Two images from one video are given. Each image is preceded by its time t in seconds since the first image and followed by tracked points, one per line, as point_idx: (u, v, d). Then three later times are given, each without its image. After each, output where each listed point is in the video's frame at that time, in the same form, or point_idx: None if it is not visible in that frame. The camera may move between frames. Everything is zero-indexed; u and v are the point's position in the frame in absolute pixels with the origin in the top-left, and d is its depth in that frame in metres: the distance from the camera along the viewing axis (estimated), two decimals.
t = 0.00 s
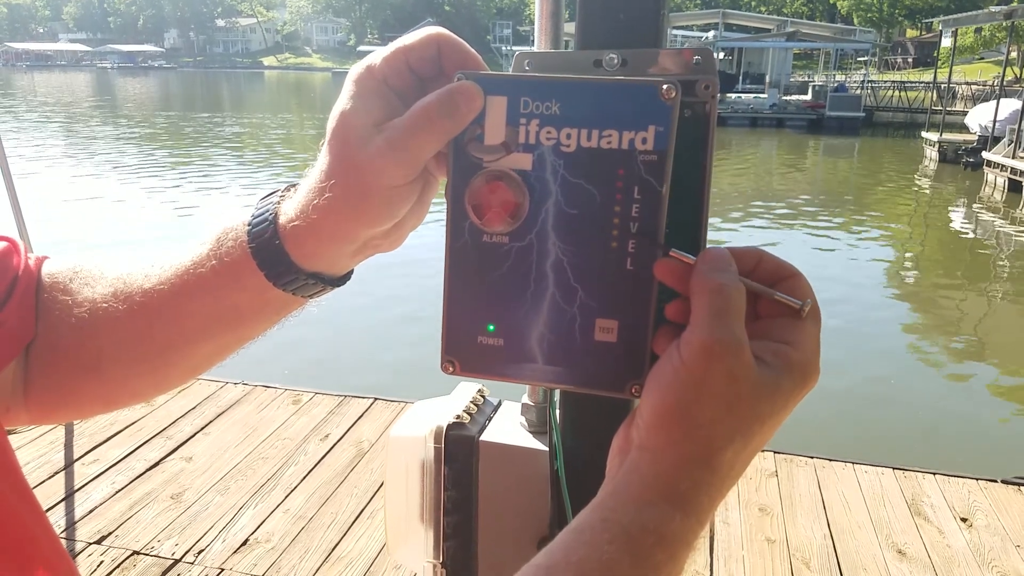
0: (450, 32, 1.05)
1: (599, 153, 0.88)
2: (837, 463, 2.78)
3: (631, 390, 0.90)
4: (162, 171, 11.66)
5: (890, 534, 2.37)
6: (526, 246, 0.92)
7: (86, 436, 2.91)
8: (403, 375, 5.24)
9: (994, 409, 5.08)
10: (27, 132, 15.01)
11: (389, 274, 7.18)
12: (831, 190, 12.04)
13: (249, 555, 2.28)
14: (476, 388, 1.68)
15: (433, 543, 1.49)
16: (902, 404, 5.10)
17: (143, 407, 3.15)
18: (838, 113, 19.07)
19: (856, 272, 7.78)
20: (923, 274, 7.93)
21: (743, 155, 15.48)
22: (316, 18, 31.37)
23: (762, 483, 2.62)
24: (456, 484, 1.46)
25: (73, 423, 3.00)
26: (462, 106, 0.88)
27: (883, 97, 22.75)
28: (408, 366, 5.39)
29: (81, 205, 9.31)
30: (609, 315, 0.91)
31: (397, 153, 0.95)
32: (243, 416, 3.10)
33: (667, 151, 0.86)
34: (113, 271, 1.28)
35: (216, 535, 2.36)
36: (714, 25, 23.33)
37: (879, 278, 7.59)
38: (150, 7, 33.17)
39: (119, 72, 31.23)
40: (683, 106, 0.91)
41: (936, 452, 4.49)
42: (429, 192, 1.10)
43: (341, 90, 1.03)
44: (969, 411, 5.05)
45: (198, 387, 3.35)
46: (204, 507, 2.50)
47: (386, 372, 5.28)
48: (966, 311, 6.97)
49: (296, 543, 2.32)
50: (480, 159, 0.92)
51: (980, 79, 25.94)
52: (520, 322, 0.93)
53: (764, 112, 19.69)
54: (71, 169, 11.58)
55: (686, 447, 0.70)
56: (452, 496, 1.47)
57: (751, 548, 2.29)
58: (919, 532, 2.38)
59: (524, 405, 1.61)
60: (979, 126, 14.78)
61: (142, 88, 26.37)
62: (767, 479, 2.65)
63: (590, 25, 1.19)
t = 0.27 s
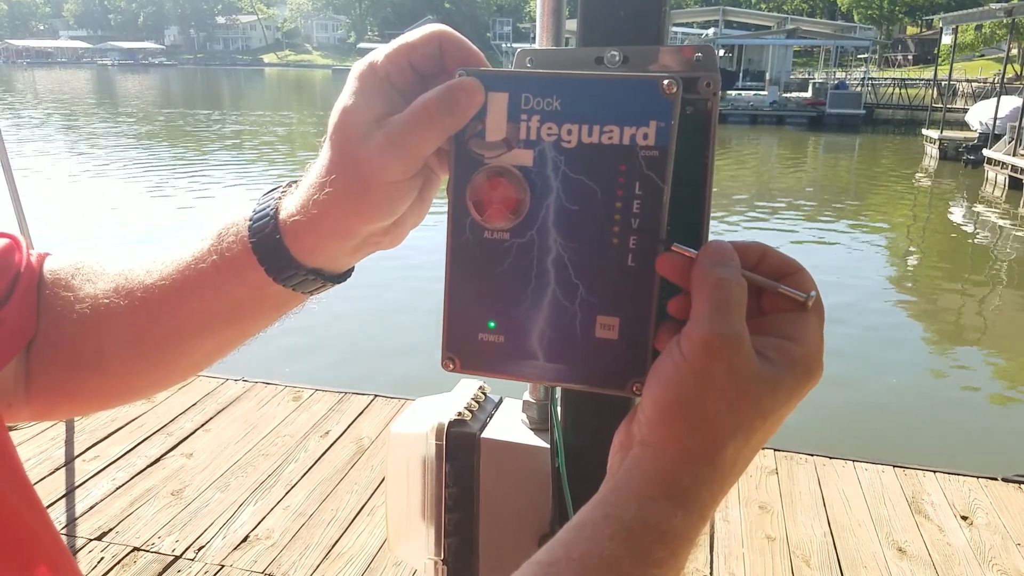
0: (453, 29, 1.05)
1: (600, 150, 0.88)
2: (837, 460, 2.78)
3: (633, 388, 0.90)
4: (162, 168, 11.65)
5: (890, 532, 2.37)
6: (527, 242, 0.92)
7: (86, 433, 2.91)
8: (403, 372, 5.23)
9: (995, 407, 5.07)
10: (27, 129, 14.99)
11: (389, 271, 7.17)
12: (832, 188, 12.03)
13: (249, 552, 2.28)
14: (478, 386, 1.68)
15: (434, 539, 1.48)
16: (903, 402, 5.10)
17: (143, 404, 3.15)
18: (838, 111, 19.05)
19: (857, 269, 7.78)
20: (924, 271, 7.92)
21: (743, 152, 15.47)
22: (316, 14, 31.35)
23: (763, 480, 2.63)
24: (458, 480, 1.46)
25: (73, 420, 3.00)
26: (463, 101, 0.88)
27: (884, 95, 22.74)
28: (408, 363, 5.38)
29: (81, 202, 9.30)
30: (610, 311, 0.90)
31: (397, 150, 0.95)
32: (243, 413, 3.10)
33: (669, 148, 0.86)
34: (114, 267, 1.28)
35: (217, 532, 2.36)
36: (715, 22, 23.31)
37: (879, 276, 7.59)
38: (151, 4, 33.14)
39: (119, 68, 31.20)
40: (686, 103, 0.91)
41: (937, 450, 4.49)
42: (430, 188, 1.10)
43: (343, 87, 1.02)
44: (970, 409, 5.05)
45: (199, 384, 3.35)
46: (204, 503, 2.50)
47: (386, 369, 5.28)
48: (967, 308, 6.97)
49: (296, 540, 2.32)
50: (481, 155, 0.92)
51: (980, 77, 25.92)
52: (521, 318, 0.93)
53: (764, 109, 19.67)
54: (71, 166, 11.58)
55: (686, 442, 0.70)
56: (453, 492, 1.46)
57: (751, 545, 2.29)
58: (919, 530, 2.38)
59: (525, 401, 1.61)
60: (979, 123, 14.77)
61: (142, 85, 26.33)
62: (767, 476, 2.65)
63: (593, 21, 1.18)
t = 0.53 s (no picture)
0: (455, 27, 1.06)
1: (594, 141, 0.88)
2: (838, 459, 2.78)
3: (624, 386, 0.88)
4: (162, 168, 11.64)
5: (892, 531, 2.37)
6: (520, 234, 0.91)
7: (88, 433, 2.91)
8: (403, 371, 5.23)
9: (997, 406, 5.06)
10: (27, 130, 14.99)
11: (390, 270, 7.16)
12: (832, 186, 12.02)
13: (250, 552, 2.27)
14: (479, 386, 1.68)
15: (435, 538, 1.48)
16: (905, 401, 5.10)
17: (144, 404, 3.15)
18: (838, 109, 19.04)
19: (858, 268, 7.77)
20: (925, 270, 7.91)
21: (744, 151, 15.46)
22: (317, 14, 31.35)
23: (764, 479, 2.62)
24: (459, 480, 1.45)
25: (74, 420, 3.00)
26: (459, 93, 0.88)
27: (884, 93, 22.72)
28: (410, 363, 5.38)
29: (81, 202, 9.30)
30: (602, 307, 0.89)
31: (393, 143, 0.95)
32: (244, 413, 3.10)
33: (663, 139, 0.86)
34: (112, 265, 1.28)
35: (218, 532, 2.36)
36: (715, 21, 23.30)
37: (880, 275, 7.58)
38: (151, 5, 33.12)
39: (119, 69, 31.20)
40: (685, 101, 0.91)
41: (938, 448, 4.49)
42: (427, 183, 1.10)
43: (342, 80, 1.03)
44: (971, 407, 5.05)
45: (199, 384, 3.35)
46: (205, 503, 2.50)
47: (387, 368, 5.27)
48: (968, 307, 6.96)
49: (297, 540, 2.32)
50: (476, 148, 0.92)
51: (981, 75, 25.89)
52: (512, 312, 0.92)
53: (765, 108, 19.66)
54: (71, 166, 11.57)
55: (684, 443, 0.70)
56: (454, 492, 1.46)
57: (753, 545, 2.29)
58: (921, 528, 2.38)
59: (526, 401, 1.60)
60: (980, 122, 14.76)
61: (142, 86, 26.31)
62: (769, 475, 2.65)
63: (594, 21, 1.18)
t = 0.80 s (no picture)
0: (458, 26, 1.07)
1: (592, 136, 0.87)
2: (840, 461, 2.78)
3: (618, 385, 0.86)
4: (163, 170, 11.65)
5: (893, 533, 2.36)
6: (517, 230, 0.91)
7: (89, 434, 2.91)
8: (404, 372, 5.23)
9: (998, 407, 5.07)
10: (29, 131, 15.00)
11: (390, 271, 7.17)
12: (833, 188, 12.02)
13: (251, 553, 2.27)
14: (480, 388, 1.68)
15: (436, 541, 1.48)
16: (906, 403, 5.09)
17: (146, 405, 3.16)
18: (839, 111, 19.04)
19: (859, 269, 7.77)
20: (926, 271, 7.91)
21: (745, 153, 15.46)
22: (318, 15, 31.40)
23: (765, 481, 2.62)
24: (460, 483, 1.46)
25: (76, 421, 3.00)
26: (459, 87, 0.88)
27: (884, 95, 22.73)
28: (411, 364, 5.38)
29: (83, 203, 9.30)
30: (597, 305, 0.88)
31: (393, 138, 0.96)
32: (245, 414, 3.10)
33: (662, 135, 0.85)
34: (114, 264, 1.28)
35: (219, 533, 2.36)
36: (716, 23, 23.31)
37: (881, 276, 7.58)
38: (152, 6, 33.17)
39: (121, 70, 31.25)
40: (687, 105, 0.92)
41: (940, 450, 4.49)
42: (426, 178, 1.11)
43: (344, 77, 1.03)
44: (972, 409, 5.04)
45: (201, 385, 3.35)
46: (207, 504, 2.50)
47: (387, 369, 5.27)
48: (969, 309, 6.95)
49: (299, 541, 2.33)
50: (474, 142, 0.92)
51: (982, 77, 25.89)
52: (506, 309, 0.91)
53: (765, 109, 19.66)
54: (72, 167, 11.58)
55: (678, 440, 0.70)
56: (456, 495, 1.46)
57: (754, 547, 2.29)
58: (923, 530, 2.38)
59: (527, 404, 1.61)
60: (981, 123, 14.75)
61: (143, 87, 26.34)
62: (770, 477, 2.65)
63: (595, 24, 1.18)
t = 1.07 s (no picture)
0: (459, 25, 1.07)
1: (593, 134, 0.86)
2: (841, 461, 2.78)
3: (618, 384, 0.86)
4: (164, 169, 11.65)
5: (894, 533, 2.36)
6: (517, 229, 0.90)
7: (91, 433, 2.91)
8: (405, 372, 5.23)
9: (999, 407, 5.06)
10: (30, 130, 15.00)
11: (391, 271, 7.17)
12: (834, 188, 12.01)
13: (252, 553, 2.28)
14: (481, 387, 1.68)
15: (438, 541, 1.48)
16: (908, 403, 5.09)
17: (147, 404, 3.16)
18: (840, 111, 19.03)
19: (860, 269, 7.76)
20: (927, 272, 7.90)
21: (746, 153, 15.45)
22: (319, 15, 31.40)
23: (766, 480, 2.62)
24: (461, 483, 1.45)
25: (77, 421, 3.00)
26: (458, 85, 0.89)
27: (885, 95, 22.71)
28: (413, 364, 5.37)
29: (83, 203, 9.30)
30: (597, 304, 0.87)
31: (393, 137, 0.97)
32: (246, 413, 3.11)
33: (662, 133, 0.84)
34: (115, 264, 1.28)
35: (220, 532, 2.36)
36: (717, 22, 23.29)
37: (882, 276, 7.57)
38: (153, 6, 33.15)
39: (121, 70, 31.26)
40: (689, 104, 0.92)
41: (942, 450, 4.48)
42: (427, 178, 1.11)
43: (346, 77, 1.04)
44: (973, 409, 5.04)
45: (202, 385, 3.36)
46: (208, 503, 2.50)
47: (388, 369, 5.27)
48: (971, 309, 6.95)
49: (299, 540, 2.33)
50: (475, 140, 0.92)
51: (983, 77, 25.87)
52: (507, 308, 0.91)
53: (767, 109, 19.64)
54: (73, 167, 11.58)
55: (678, 438, 0.70)
56: (457, 494, 1.46)
57: (755, 547, 2.29)
58: (924, 530, 2.38)
59: (529, 404, 1.61)
60: (982, 123, 14.74)
61: (143, 86, 26.34)
62: (771, 477, 2.65)
63: (597, 24, 1.18)
